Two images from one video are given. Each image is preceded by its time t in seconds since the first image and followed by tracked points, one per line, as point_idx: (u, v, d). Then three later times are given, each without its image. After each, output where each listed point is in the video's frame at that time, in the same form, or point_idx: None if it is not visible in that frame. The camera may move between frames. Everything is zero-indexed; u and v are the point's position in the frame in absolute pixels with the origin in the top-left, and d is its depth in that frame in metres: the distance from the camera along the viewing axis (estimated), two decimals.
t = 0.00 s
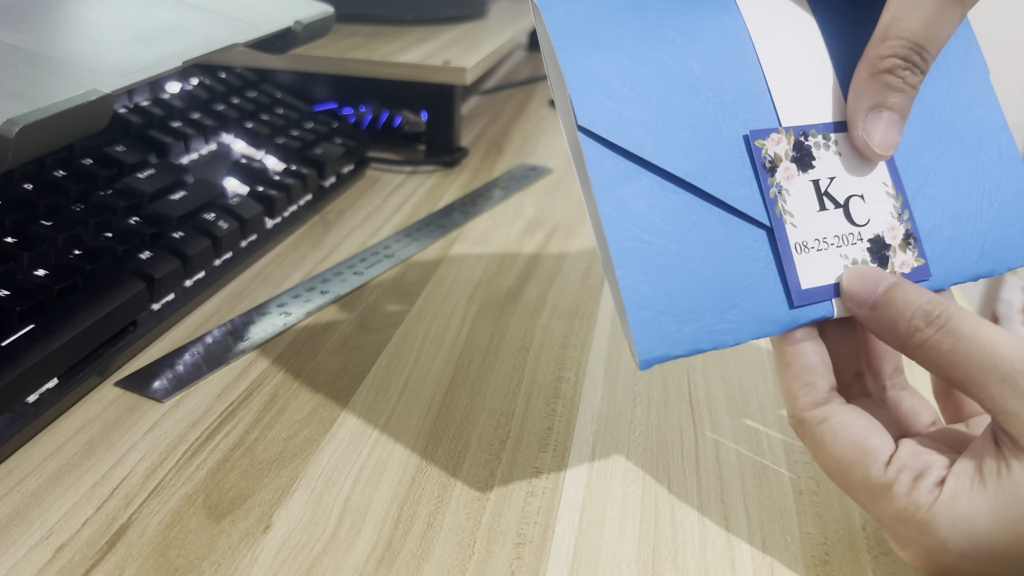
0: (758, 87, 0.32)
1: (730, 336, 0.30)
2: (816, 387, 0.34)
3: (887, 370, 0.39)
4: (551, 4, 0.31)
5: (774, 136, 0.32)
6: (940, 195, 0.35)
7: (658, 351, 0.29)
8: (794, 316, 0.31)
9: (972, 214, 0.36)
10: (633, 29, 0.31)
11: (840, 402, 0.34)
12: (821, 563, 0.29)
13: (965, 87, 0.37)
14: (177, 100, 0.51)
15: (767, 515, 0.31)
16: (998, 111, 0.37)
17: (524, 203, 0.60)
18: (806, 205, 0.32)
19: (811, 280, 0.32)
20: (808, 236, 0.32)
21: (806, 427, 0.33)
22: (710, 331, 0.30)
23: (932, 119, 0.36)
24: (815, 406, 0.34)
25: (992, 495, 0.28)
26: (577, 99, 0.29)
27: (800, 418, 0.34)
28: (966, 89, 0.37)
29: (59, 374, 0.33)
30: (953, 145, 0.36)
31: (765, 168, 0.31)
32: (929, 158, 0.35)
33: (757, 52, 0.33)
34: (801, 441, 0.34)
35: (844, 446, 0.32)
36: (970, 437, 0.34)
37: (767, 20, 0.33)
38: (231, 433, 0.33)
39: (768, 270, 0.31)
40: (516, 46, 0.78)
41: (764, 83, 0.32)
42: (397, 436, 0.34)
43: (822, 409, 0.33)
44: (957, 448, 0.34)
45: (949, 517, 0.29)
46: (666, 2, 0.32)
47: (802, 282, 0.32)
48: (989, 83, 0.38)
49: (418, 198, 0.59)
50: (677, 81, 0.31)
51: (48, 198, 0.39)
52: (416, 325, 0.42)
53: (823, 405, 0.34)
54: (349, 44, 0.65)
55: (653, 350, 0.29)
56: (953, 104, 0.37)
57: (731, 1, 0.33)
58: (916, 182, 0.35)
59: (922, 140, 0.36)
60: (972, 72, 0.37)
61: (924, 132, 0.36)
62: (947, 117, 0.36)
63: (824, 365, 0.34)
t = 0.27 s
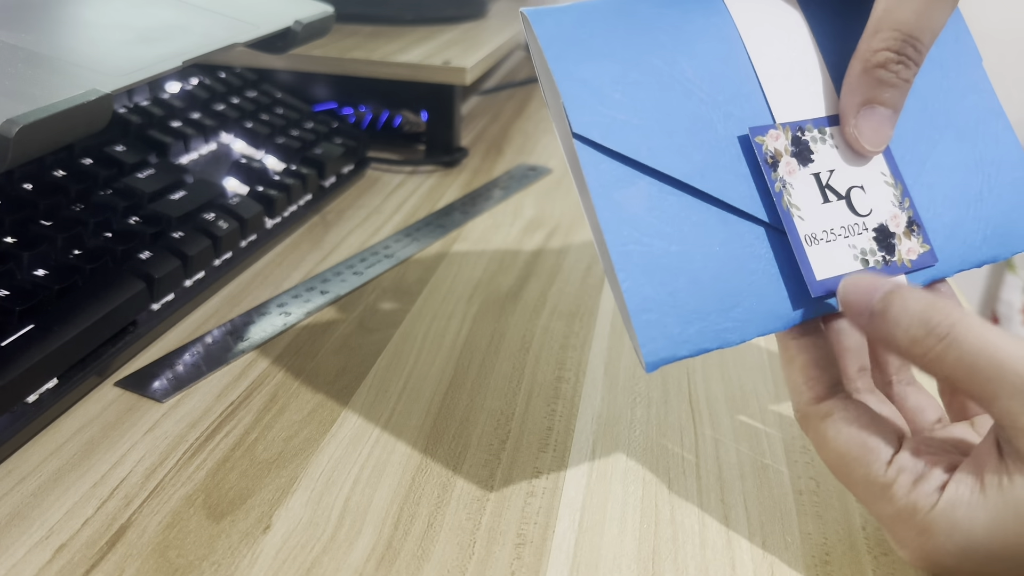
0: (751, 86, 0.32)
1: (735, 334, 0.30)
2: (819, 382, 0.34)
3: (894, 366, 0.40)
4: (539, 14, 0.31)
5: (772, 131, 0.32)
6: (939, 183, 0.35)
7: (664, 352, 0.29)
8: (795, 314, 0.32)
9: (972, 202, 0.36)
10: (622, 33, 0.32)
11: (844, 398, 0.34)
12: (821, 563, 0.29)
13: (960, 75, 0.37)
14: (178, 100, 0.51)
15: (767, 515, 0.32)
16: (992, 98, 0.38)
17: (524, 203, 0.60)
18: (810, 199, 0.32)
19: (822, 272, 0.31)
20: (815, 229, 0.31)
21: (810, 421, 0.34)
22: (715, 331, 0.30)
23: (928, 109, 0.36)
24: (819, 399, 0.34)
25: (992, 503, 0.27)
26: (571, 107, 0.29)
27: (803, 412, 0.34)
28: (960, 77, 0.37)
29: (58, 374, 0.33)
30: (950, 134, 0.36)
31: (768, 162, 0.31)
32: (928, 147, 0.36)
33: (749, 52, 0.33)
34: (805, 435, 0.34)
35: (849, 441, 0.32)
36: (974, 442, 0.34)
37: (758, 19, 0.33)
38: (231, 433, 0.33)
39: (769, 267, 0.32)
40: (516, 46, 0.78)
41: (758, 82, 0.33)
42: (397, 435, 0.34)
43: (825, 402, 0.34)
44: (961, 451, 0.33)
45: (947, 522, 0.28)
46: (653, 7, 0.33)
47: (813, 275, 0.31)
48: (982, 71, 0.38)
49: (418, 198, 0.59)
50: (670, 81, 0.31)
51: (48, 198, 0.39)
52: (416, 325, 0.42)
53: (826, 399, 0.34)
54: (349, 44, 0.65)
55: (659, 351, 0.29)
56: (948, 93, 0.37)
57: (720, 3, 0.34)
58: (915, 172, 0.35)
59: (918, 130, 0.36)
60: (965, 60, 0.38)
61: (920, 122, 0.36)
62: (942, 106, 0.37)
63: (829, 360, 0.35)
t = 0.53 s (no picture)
0: (756, 94, 0.32)
1: (744, 344, 0.30)
2: (817, 385, 0.34)
3: (888, 370, 0.39)
4: (544, 23, 0.31)
5: (775, 144, 0.32)
6: (941, 187, 0.35)
7: (673, 366, 0.29)
8: (807, 322, 0.31)
9: (973, 206, 0.36)
10: (625, 39, 0.31)
11: (841, 401, 0.34)
12: (821, 563, 0.29)
13: (960, 78, 0.37)
14: (177, 100, 0.51)
15: (767, 516, 0.31)
16: (993, 100, 0.38)
17: (524, 203, 0.60)
18: (813, 211, 0.32)
19: (825, 286, 0.32)
20: (818, 242, 0.32)
21: (806, 424, 0.33)
22: (724, 342, 0.30)
23: (929, 113, 0.36)
24: (817, 403, 0.33)
25: (993, 493, 0.28)
26: (576, 118, 0.29)
27: (799, 416, 0.34)
28: (961, 79, 0.37)
29: (58, 373, 0.33)
30: (951, 137, 0.36)
31: (770, 177, 0.31)
32: (930, 153, 0.35)
33: (752, 59, 0.33)
34: (800, 438, 0.33)
35: (845, 443, 0.32)
36: (971, 437, 0.34)
37: (761, 24, 0.33)
38: (231, 433, 0.33)
39: (777, 276, 0.31)
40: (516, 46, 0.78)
41: (762, 89, 0.32)
42: (398, 435, 0.34)
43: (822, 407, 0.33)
44: (958, 448, 0.34)
45: (950, 514, 0.29)
46: (655, 15, 0.32)
47: (816, 287, 0.32)
48: (982, 73, 0.38)
49: (418, 198, 0.59)
50: (674, 90, 0.31)
51: (47, 198, 0.39)
52: (416, 325, 0.42)
53: (823, 404, 0.33)
54: (349, 44, 0.65)
55: (668, 365, 0.29)
56: (949, 97, 0.37)
57: (723, 8, 0.33)
58: (918, 176, 0.35)
59: (920, 135, 0.36)
60: (965, 62, 0.37)
61: (921, 126, 0.36)
62: (943, 110, 0.36)
63: (826, 364, 0.34)
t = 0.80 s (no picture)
0: (756, 98, 0.32)
1: (742, 352, 0.30)
2: (812, 395, 0.34)
3: (885, 377, 0.39)
4: (546, 19, 0.30)
5: (770, 152, 0.32)
6: (934, 194, 0.35)
7: (673, 374, 0.29)
8: (803, 331, 0.32)
9: (965, 213, 0.36)
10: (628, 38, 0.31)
11: (835, 410, 0.34)
12: (821, 563, 0.29)
13: (954, 84, 0.37)
14: (177, 100, 0.51)
15: (767, 516, 0.32)
16: (987, 106, 0.37)
17: (524, 203, 0.60)
18: (807, 220, 0.32)
19: (820, 294, 0.32)
20: (812, 251, 0.32)
21: (800, 433, 0.33)
22: (722, 349, 0.30)
23: (923, 120, 0.36)
24: (812, 412, 0.34)
25: (992, 497, 0.28)
26: (579, 120, 0.29)
27: (794, 424, 0.34)
28: (955, 85, 0.37)
29: (58, 373, 0.33)
30: (944, 144, 0.36)
31: (765, 186, 0.31)
32: (922, 159, 0.35)
33: (752, 62, 0.32)
34: (794, 447, 0.33)
35: (840, 449, 0.32)
36: (967, 440, 0.34)
37: (765, 25, 0.33)
38: (231, 433, 0.33)
39: (776, 283, 0.31)
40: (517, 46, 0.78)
41: (762, 93, 0.32)
42: (398, 436, 0.34)
43: (817, 415, 0.33)
44: (955, 452, 0.33)
45: (949, 517, 0.29)
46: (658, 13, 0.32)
47: (811, 296, 0.32)
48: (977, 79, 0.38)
49: (418, 198, 0.59)
50: (675, 94, 0.31)
51: (48, 198, 0.39)
52: (416, 325, 0.42)
53: (818, 412, 0.34)
54: (349, 44, 0.65)
55: (668, 372, 0.29)
56: (943, 103, 0.37)
57: (726, 8, 0.33)
58: (910, 183, 0.35)
59: (913, 141, 0.36)
60: (960, 68, 0.37)
61: (914, 133, 0.36)
62: (936, 116, 0.36)
63: (823, 373, 0.34)
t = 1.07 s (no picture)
0: (754, 100, 0.32)
1: (742, 351, 0.30)
2: (813, 395, 0.34)
3: (885, 377, 0.39)
4: (542, 24, 0.30)
5: (769, 152, 0.32)
6: (934, 194, 0.35)
7: (673, 373, 0.29)
8: (804, 330, 0.31)
9: (964, 214, 0.36)
10: (625, 42, 0.31)
11: (836, 410, 0.34)
12: (822, 563, 0.29)
13: (951, 85, 0.37)
14: (177, 100, 0.51)
15: (768, 516, 0.31)
16: (983, 106, 0.37)
17: (524, 203, 0.60)
18: (808, 220, 0.32)
19: (821, 293, 0.32)
20: (813, 250, 0.32)
21: (801, 432, 0.33)
22: (723, 349, 0.30)
23: (921, 121, 0.36)
24: (813, 412, 0.34)
25: (993, 496, 0.28)
26: (575, 122, 0.29)
27: (795, 424, 0.34)
28: (952, 86, 0.37)
29: (58, 373, 0.33)
30: (943, 145, 0.36)
31: (764, 186, 0.31)
32: (921, 159, 0.35)
33: (749, 64, 0.33)
34: (795, 447, 0.34)
35: (842, 450, 0.32)
36: (969, 440, 0.34)
37: (762, 30, 0.33)
38: (231, 433, 0.33)
39: (777, 283, 0.31)
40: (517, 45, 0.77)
41: (759, 95, 0.32)
42: (398, 435, 0.34)
43: (818, 415, 0.33)
44: (955, 453, 0.33)
45: (951, 517, 0.28)
46: (655, 18, 0.32)
47: (812, 295, 0.32)
48: (973, 80, 0.38)
49: (417, 198, 0.59)
50: (671, 96, 0.31)
51: (48, 198, 0.39)
52: (416, 325, 0.42)
53: (819, 412, 0.34)
54: (349, 44, 0.65)
55: (668, 372, 0.29)
56: (941, 104, 0.37)
57: (720, 12, 0.33)
58: (910, 183, 0.35)
59: (912, 142, 0.35)
60: (956, 70, 0.37)
61: (913, 134, 0.36)
62: (935, 117, 0.36)
63: (824, 373, 0.34)
